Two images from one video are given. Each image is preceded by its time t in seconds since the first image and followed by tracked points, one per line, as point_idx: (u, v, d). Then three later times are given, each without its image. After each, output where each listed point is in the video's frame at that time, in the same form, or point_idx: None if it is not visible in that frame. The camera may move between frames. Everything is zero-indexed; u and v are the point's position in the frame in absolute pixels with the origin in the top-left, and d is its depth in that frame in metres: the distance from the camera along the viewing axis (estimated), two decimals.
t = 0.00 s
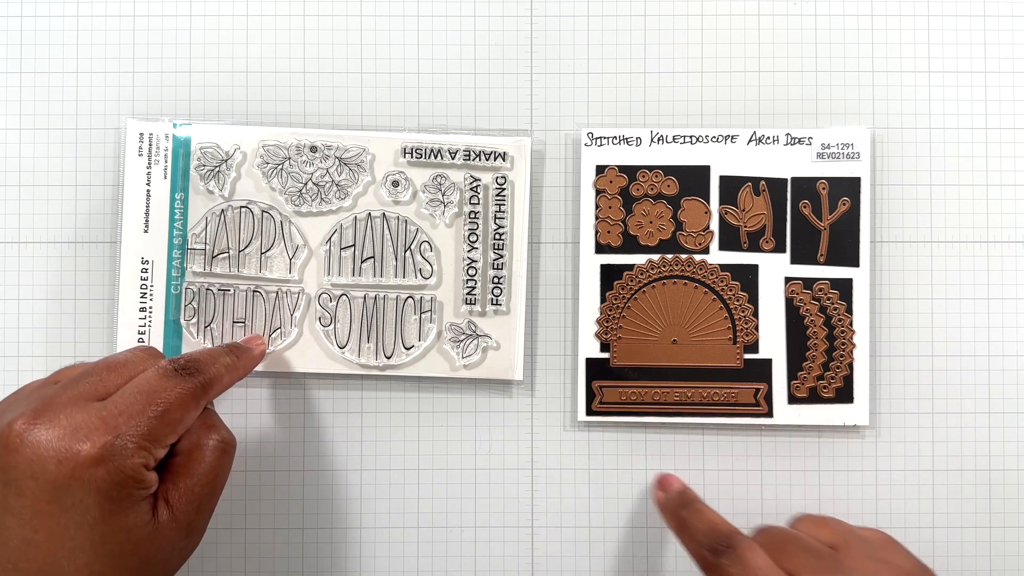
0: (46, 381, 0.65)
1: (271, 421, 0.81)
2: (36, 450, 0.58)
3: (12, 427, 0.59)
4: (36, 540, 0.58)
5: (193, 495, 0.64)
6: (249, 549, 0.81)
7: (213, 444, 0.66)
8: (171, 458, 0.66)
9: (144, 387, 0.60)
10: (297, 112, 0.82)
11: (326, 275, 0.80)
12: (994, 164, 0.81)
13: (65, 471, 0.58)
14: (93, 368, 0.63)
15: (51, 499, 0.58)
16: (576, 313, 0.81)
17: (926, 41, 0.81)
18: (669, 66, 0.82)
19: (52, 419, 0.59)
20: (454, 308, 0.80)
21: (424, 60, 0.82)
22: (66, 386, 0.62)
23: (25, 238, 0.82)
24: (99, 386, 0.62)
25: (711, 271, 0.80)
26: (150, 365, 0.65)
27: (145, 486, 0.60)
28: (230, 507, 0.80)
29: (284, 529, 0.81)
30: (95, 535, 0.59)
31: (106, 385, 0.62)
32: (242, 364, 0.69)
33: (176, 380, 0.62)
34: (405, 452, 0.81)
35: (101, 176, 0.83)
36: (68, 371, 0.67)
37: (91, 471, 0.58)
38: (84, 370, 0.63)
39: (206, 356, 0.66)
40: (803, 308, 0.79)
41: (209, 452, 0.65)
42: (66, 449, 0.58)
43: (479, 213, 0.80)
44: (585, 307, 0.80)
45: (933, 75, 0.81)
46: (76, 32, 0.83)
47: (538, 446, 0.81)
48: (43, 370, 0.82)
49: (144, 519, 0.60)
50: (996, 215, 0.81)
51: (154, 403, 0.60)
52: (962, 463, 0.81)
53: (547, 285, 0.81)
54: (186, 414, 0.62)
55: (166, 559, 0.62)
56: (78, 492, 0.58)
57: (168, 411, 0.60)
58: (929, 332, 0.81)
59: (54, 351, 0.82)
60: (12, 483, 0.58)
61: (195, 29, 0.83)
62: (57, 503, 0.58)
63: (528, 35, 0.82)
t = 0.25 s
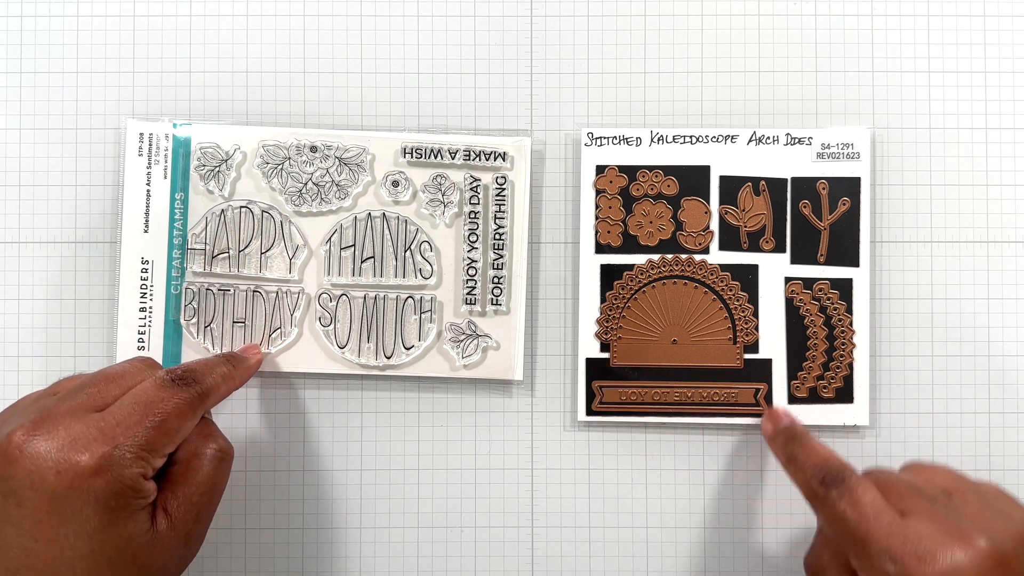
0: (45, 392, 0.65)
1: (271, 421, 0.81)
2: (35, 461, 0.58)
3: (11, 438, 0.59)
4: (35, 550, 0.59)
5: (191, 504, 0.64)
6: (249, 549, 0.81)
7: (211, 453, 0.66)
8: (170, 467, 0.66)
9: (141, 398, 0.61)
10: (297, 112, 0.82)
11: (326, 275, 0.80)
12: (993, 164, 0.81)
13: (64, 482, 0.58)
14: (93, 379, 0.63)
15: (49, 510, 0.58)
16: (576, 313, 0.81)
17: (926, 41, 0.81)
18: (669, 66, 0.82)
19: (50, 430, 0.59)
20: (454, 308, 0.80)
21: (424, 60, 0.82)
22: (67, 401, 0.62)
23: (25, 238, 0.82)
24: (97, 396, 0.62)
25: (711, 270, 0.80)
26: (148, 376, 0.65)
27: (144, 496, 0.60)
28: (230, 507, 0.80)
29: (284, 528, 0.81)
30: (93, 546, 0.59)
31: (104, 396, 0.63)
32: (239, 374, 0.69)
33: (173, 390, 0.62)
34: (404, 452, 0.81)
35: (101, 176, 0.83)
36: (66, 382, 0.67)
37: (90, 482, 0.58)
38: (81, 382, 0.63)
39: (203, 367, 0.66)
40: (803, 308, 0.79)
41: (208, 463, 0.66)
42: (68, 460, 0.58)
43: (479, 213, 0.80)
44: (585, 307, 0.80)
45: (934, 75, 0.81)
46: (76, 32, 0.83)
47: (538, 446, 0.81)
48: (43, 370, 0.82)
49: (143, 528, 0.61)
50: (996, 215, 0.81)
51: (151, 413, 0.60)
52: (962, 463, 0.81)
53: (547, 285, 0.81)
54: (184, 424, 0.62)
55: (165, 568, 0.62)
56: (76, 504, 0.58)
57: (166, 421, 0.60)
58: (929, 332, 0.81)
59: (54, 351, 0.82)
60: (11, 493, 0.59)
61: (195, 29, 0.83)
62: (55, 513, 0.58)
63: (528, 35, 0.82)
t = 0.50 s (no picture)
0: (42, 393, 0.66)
1: (271, 421, 0.81)
2: (31, 466, 0.58)
3: (5, 442, 0.60)
4: (30, 555, 0.59)
5: (187, 507, 0.64)
6: (248, 549, 0.81)
7: (206, 455, 0.66)
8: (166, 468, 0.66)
9: (135, 400, 0.61)
10: (297, 112, 0.82)
11: (326, 275, 0.80)
12: (994, 164, 0.81)
13: (59, 486, 0.58)
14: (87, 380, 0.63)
15: (44, 514, 0.58)
16: (576, 313, 0.81)
17: (925, 41, 0.81)
18: (669, 66, 0.82)
19: (45, 434, 0.59)
20: (454, 308, 0.80)
21: (424, 60, 0.82)
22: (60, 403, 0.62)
23: (25, 238, 0.82)
24: (91, 400, 0.62)
25: (711, 270, 0.80)
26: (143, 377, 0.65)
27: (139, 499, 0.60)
28: (230, 507, 0.80)
29: (284, 528, 0.81)
30: (88, 550, 0.59)
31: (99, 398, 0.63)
32: (234, 375, 0.69)
33: (168, 393, 0.62)
34: (404, 452, 0.81)
35: (101, 176, 0.83)
36: (61, 386, 0.67)
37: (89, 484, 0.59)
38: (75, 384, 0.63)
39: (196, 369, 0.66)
40: (804, 308, 0.79)
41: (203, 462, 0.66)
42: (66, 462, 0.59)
43: (479, 213, 0.80)
44: (585, 307, 0.80)
45: (934, 75, 0.81)
46: (76, 32, 0.83)
47: (538, 446, 0.81)
48: (43, 370, 0.82)
49: (139, 532, 0.61)
50: (996, 215, 0.81)
51: (147, 415, 0.60)
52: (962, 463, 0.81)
53: (548, 285, 0.81)
54: (178, 426, 0.62)
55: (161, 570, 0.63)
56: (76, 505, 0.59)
57: (161, 424, 0.61)
58: (929, 332, 0.81)
59: (54, 352, 0.82)
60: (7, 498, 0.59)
61: (195, 29, 0.83)
62: (50, 517, 0.58)
63: (528, 35, 0.82)
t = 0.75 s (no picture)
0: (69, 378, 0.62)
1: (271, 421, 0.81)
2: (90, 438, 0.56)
3: (58, 419, 0.57)
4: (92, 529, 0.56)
5: (241, 472, 0.64)
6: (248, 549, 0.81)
7: (255, 421, 0.67)
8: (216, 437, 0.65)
9: (189, 367, 0.61)
10: (297, 112, 0.82)
11: (326, 275, 0.80)
12: (994, 164, 0.81)
13: (122, 455, 0.56)
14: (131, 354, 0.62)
15: (111, 484, 0.56)
16: (576, 313, 0.81)
17: (925, 41, 0.81)
18: (669, 67, 0.82)
19: (99, 407, 0.57)
20: (454, 308, 0.80)
21: (424, 60, 0.82)
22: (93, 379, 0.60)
23: (25, 238, 0.82)
24: (136, 371, 0.60)
25: (711, 270, 0.80)
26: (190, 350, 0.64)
27: (200, 468, 0.59)
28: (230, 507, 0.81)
29: (284, 529, 0.81)
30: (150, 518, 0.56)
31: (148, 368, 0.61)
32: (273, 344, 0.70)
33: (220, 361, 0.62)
34: (404, 452, 0.81)
35: (101, 176, 0.83)
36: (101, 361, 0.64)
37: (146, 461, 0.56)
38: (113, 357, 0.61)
39: (237, 338, 0.67)
40: (803, 308, 0.79)
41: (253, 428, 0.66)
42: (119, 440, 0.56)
43: (478, 213, 0.80)
44: (585, 308, 0.80)
45: (933, 75, 0.81)
46: (76, 32, 0.83)
47: (538, 446, 0.81)
48: (43, 370, 0.82)
49: (200, 498, 0.60)
50: (996, 215, 0.81)
51: (198, 381, 0.60)
52: (962, 463, 0.81)
53: (547, 286, 0.81)
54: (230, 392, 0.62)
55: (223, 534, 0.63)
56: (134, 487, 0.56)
57: (215, 389, 0.61)
58: (930, 332, 0.81)
59: (53, 352, 0.82)
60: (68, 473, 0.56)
61: (195, 28, 0.83)
62: (116, 487, 0.56)
63: (528, 35, 0.82)
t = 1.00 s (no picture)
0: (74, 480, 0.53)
1: (271, 421, 0.81)
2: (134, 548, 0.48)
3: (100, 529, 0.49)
4: None
5: None
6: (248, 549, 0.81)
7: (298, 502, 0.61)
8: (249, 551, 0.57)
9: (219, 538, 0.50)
10: (297, 112, 0.82)
11: (326, 275, 0.80)
12: (994, 164, 0.81)
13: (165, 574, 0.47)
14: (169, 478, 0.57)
15: None
16: (576, 313, 0.81)
17: (925, 41, 0.81)
18: (669, 66, 0.82)
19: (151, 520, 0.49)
20: (454, 308, 0.80)
21: (424, 60, 0.82)
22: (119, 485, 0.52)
23: (25, 238, 0.82)
24: None
25: (710, 270, 0.80)
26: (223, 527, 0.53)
27: None
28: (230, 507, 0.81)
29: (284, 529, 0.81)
30: None
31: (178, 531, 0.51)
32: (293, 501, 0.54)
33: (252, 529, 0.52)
34: (404, 453, 0.81)
35: (101, 176, 0.83)
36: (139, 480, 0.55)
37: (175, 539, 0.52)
38: (143, 472, 0.55)
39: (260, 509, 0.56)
40: (803, 308, 0.79)
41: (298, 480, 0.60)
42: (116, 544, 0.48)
43: (478, 213, 0.80)
44: (584, 307, 0.80)
45: (934, 75, 0.81)
46: (76, 31, 0.83)
47: (538, 446, 0.81)
48: (43, 370, 0.82)
49: None
50: (996, 215, 0.81)
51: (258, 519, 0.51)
52: (962, 463, 0.81)
53: (547, 285, 0.81)
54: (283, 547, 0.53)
55: None
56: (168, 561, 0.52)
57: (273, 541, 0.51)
58: (930, 332, 0.81)
59: (53, 352, 0.82)
60: None
61: (195, 28, 0.83)
62: None
63: (528, 35, 0.82)
